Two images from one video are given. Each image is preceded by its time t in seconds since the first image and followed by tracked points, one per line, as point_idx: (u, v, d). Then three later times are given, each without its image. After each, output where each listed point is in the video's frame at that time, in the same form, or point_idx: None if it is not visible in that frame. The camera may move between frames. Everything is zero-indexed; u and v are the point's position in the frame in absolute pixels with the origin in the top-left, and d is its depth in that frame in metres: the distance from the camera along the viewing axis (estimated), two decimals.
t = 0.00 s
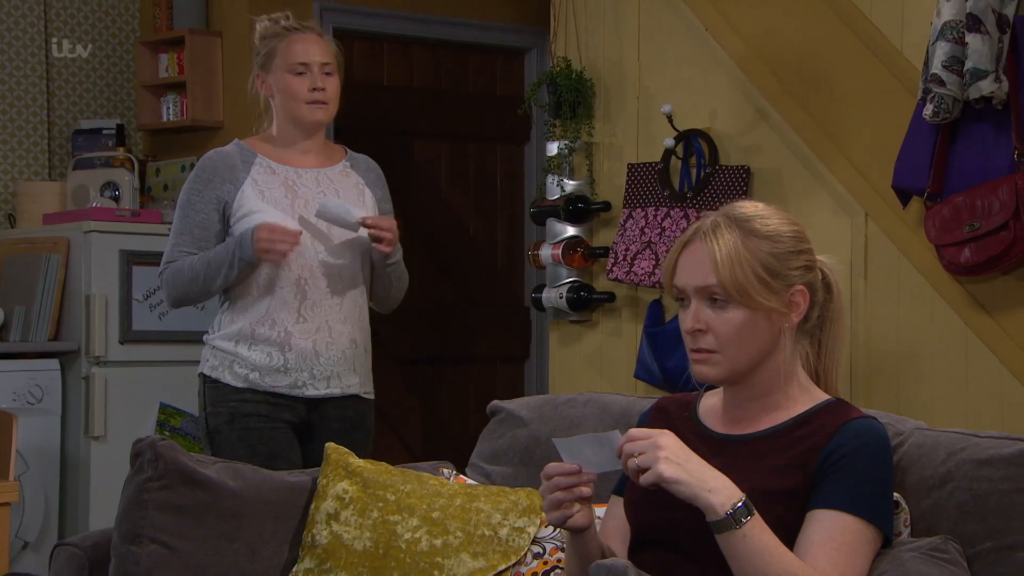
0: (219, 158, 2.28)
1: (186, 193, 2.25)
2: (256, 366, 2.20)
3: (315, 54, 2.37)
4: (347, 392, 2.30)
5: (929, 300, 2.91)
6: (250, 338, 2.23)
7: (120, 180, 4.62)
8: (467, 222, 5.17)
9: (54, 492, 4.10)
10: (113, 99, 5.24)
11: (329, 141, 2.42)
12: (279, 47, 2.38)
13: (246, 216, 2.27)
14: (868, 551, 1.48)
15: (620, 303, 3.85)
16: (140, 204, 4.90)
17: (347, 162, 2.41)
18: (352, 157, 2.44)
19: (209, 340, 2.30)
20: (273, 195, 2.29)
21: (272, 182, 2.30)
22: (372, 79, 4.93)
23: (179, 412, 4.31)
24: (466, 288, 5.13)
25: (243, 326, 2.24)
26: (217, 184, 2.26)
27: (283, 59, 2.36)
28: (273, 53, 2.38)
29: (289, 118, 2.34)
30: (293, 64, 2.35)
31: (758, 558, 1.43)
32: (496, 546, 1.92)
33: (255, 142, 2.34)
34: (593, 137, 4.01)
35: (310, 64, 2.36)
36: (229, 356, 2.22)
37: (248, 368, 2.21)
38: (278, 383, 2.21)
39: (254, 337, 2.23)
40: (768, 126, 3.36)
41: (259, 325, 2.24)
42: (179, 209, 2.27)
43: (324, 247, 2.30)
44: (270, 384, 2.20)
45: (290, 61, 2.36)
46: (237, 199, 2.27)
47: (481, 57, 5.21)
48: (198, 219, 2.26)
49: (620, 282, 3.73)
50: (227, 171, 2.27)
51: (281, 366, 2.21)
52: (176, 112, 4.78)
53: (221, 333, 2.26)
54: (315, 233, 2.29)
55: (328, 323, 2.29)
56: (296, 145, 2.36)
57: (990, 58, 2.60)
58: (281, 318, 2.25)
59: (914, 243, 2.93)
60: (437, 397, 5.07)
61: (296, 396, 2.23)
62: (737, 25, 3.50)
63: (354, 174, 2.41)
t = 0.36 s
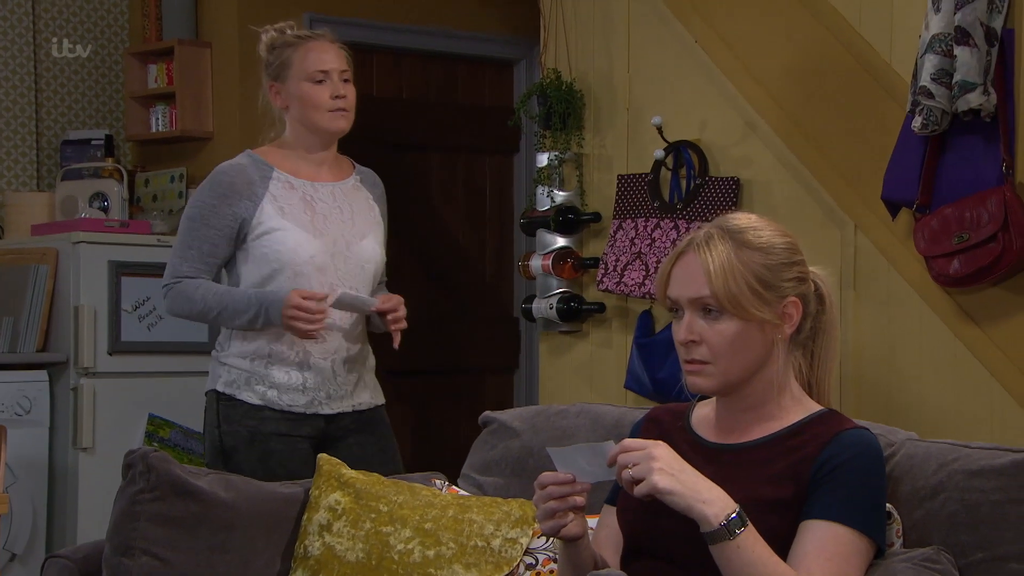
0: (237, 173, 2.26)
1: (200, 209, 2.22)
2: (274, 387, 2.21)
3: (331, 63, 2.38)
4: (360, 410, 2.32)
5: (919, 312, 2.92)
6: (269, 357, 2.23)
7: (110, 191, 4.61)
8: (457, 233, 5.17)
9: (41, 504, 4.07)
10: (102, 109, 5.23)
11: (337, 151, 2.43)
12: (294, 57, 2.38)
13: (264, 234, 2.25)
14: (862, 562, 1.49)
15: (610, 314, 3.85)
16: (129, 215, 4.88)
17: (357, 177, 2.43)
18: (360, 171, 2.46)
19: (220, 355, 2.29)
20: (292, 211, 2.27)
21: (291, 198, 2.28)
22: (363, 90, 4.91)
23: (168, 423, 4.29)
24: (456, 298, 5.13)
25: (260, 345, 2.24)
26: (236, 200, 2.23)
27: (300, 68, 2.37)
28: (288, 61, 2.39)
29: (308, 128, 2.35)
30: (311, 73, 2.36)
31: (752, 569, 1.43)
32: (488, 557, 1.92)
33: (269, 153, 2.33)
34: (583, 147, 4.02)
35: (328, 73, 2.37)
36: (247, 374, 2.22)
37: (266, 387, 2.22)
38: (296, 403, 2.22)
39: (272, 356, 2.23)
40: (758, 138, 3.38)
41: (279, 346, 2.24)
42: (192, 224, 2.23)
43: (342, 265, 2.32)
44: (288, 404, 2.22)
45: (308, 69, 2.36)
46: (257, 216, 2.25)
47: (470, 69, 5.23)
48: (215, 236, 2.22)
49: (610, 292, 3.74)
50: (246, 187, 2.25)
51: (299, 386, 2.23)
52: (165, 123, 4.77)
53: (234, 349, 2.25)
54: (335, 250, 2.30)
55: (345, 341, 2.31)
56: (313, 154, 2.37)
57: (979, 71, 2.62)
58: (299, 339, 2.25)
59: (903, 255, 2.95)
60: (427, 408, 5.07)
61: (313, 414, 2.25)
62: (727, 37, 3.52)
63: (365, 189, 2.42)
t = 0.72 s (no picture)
0: (284, 183, 2.12)
1: (249, 222, 2.08)
2: (315, 403, 2.07)
3: (376, 75, 2.23)
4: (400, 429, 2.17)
5: (905, 319, 2.93)
6: (314, 374, 2.08)
7: (95, 199, 4.59)
8: (443, 241, 5.16)
9: (25, 514, 4.03)
10: (86, 118, 5.21)
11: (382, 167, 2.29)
12: (337, 69, 2.23)
13: (312, 247, 2.12)
14: (850, 569, 1.49)
15: (597, 322, 3.86)
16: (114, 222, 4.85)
17: (401, 192, 2.30)
18: (404, 185, 2.33)
19: (260, 370, 2.13)
20: (340, 224, 2.14)
21: (338, 211, 2.16)
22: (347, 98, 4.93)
23: (153, 431, 4.28)
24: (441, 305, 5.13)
25: (302, 359, 2.09)
26: (284, 212, 2.10)
27: (344, 82, 2.22)
28: (331, 75, 2.24)
29: (353, 145, 2.21)
30: (356, 87, 2.21)
31: None
32: (477, 565, 1.92)
33: (315, 168, 2.20)
34: (570, 156, 4.02)
35: (374, 87, 2.22)
36: (289, 390, 2.07)
37: (306, 404, 2.07)
38: (337, 420, 2.08)
39: (315, 372, 2.08)
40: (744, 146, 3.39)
41: (322, 360, 2.08)
42: (239, 237, 2.09)
43: (388, 282, 2.19)
44: (329, 421, 2.07)
45: (352, 83, 2.21)
46: (304, 229, 2.12)
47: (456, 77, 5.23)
48: (261, 249, 2.08)
49: (596, 300, 3.74)
50: (293, 199, 2.11)
51: (341, 402, 2.08)
52: (150, 130, 4.75)
53: (275, 364, 2.10)
54: (381, 265, 2.17)
55: (391, 357, 2.16)
56: (360, 172, 2.24)
57: (964, 81, 2.63)
58: (345, 355, 2.10)
59: (889, 263, 2.97)
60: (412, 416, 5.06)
61: (353, 431, 2.11)
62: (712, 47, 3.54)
63: (410, 205, 2.30)
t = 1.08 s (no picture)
0: (336, 185, 2.11)
1: (305, 226, 2.07)
2: (382, 404, 2.04)
3: (414, 73, 2.20)
4: (474, 425, 2.14)
5: (881, 325, 2.96)
6: (381, 375, 2.06)
7: (69, 205, 4.55)
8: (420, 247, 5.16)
9: None
10: (60, 123, 5.17)
11: (432, 165, 2.25)
12: (376, 72, 2.21)
13: (369, 247, 2.10)
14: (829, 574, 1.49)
15: (575, 328, 3.87)
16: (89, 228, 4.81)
17: (457, 187, 2.26)
18: (460, 181, 2.29)
19: (328, 378, 2.13)
20: (395, 221, 2.12)
21: (393, 208, 2.13)
22: (324, 103, 4.93)
23: (128, 438, 4.24)
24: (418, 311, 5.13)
25: (369, 361, 2.07)
26: (338, 213, 2.09)
27: (384, 83, 2.19)
28: (371, 78, 2.22)
29: (399, 145, 2.19)
30: (395, 88, 2.18)
31: None
32: (457, 571, 1.92)
33: (364, 169, 2.18)
34: (547, 163, 4.03)
35: (412, 85, 2.19)
36: (356, 393, 2.06)
37: (374, 407, 2.04)
38: (407, 419, 2.05)
39: (382, 372, 2.06)
40: (721, 153, 3.41)
41: (389, 359, 2.07)
42: (297, 244, 2.08)
43: (447, 277, 2.16)
44: (398, 421, 2.04)
45: (392, 84, 2.19)
46: (360, 228, 2.10)
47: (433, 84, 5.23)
48: (318, 252, 2.07)
49: (574, 307, 3.75)
50: (347, 200, 2.10)
51: (410, 401, 2.05)
52: (125, 136, 4.72)
53: (343, 369, 2.10)
54: (439, 261, 2.15)
55: (459, 353, 2.13)
56: (408, 171, 2.21)
57: (939, 89, 2.67)
58: (410, 353, 2.08)
59: (865, 269, 2.99)
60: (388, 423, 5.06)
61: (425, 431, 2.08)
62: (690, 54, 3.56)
63: (467, 198, 2.26)
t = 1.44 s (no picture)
0: (361, 191, 2.17)
1: (328, 232, 2.13)
2: (409, 409, 2.12)
3: (442, 74, 2.25)
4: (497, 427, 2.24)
5: (849, 329, 2.98)
6: (405, 380, 2.13)
7: (35, 208, 4.51)
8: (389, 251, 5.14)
9: None
10: (26, 127, 5.12)
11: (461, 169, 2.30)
12: (405, 74, 2.27)
13: (391, 252, 2.15)
14: None
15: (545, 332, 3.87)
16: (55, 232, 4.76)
17: (486, 193, 2.31)
18: (491, 187, 2.34)
19: (352, 384, 2.20)
20: (418, 226, 2.17)
21: (417, 213, 2.18)
22: (294, 106, 4.91)
23: (96, 443, 4.19)
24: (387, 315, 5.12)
25: (392, 366, 2.14)
26: (361, 219, 2.14)
27: (412, 85, 2.25)
28: (400, 80, 2.28)
29: (425, 147, 2.24)
30: (422, 89, 2.24)
31: None
32: None
33: (391, 174, 2.25)
34: (518, 167, 4.03)
35: (440, 86, 2.24)
36: (381, 400, 2.13)
37: (400, 412, 2.12)
38: (432, 425, 2.14)
39: (406, 377, 2.13)
40: (691, 157, 3.43)
41: (412, 364, 2.13)
42: (320, 250, 2.14)
43: (471, 281, 2.19)
44: (424, 426, 2.13)
45: (420, 85, 2.24)
46: (382, 233, 2.15)
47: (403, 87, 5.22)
48: (339, 257, 2.13)
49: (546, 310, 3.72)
50: (370, 206, 2.16)
51: (434, 407, 2.13)
52: (93, 139, 4.68)
53: (366, 374, 2.16)
54: (462, 265, 2.19)
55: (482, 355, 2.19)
56: (435, 174, 2.26)
57: (906, 95, 2.69)
58: (433, 358, 2.14)
59: (834, 273, 3.02)
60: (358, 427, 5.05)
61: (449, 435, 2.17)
62: (661, 59, 3.58)
63: (495, 205, 2.30)
